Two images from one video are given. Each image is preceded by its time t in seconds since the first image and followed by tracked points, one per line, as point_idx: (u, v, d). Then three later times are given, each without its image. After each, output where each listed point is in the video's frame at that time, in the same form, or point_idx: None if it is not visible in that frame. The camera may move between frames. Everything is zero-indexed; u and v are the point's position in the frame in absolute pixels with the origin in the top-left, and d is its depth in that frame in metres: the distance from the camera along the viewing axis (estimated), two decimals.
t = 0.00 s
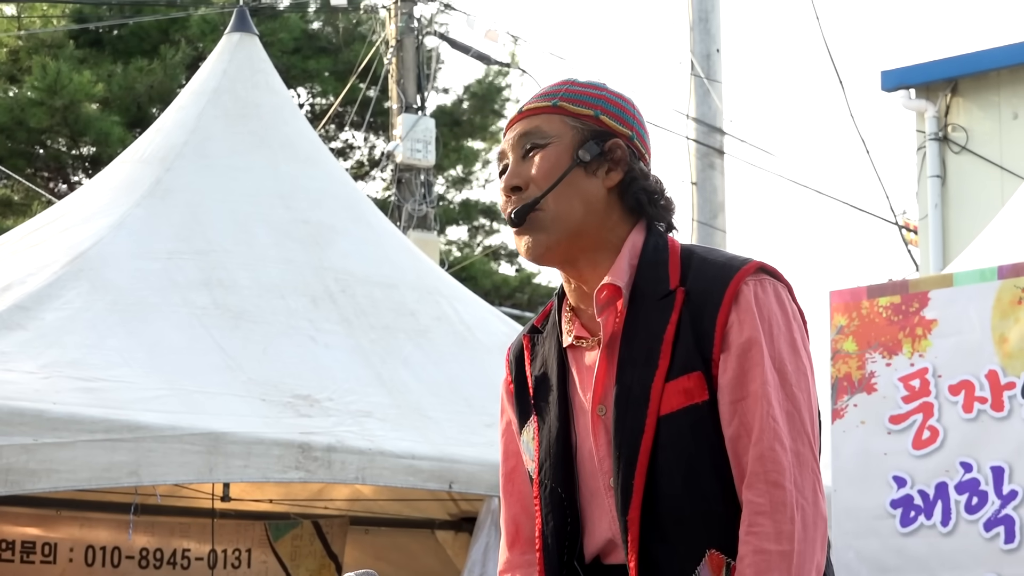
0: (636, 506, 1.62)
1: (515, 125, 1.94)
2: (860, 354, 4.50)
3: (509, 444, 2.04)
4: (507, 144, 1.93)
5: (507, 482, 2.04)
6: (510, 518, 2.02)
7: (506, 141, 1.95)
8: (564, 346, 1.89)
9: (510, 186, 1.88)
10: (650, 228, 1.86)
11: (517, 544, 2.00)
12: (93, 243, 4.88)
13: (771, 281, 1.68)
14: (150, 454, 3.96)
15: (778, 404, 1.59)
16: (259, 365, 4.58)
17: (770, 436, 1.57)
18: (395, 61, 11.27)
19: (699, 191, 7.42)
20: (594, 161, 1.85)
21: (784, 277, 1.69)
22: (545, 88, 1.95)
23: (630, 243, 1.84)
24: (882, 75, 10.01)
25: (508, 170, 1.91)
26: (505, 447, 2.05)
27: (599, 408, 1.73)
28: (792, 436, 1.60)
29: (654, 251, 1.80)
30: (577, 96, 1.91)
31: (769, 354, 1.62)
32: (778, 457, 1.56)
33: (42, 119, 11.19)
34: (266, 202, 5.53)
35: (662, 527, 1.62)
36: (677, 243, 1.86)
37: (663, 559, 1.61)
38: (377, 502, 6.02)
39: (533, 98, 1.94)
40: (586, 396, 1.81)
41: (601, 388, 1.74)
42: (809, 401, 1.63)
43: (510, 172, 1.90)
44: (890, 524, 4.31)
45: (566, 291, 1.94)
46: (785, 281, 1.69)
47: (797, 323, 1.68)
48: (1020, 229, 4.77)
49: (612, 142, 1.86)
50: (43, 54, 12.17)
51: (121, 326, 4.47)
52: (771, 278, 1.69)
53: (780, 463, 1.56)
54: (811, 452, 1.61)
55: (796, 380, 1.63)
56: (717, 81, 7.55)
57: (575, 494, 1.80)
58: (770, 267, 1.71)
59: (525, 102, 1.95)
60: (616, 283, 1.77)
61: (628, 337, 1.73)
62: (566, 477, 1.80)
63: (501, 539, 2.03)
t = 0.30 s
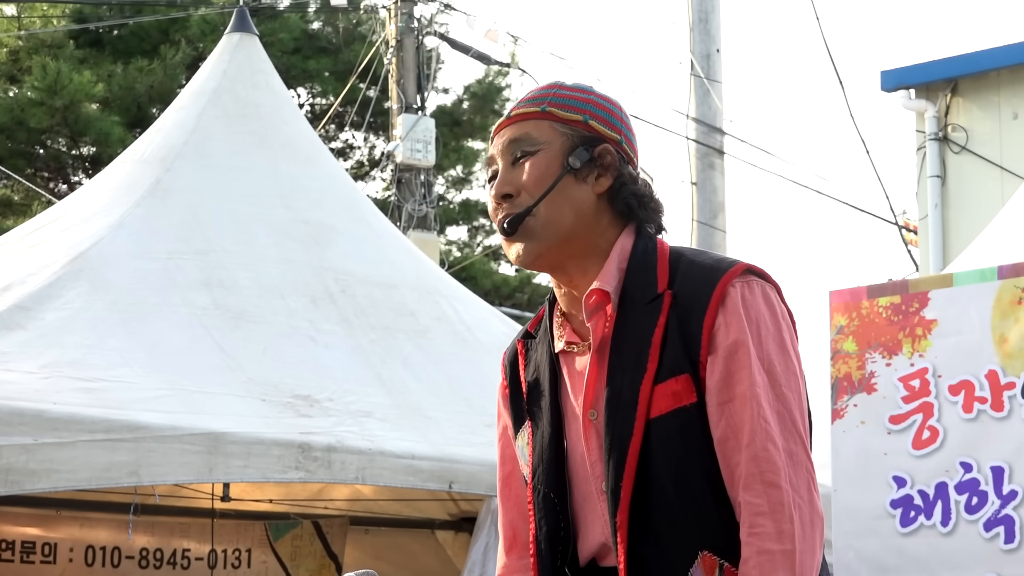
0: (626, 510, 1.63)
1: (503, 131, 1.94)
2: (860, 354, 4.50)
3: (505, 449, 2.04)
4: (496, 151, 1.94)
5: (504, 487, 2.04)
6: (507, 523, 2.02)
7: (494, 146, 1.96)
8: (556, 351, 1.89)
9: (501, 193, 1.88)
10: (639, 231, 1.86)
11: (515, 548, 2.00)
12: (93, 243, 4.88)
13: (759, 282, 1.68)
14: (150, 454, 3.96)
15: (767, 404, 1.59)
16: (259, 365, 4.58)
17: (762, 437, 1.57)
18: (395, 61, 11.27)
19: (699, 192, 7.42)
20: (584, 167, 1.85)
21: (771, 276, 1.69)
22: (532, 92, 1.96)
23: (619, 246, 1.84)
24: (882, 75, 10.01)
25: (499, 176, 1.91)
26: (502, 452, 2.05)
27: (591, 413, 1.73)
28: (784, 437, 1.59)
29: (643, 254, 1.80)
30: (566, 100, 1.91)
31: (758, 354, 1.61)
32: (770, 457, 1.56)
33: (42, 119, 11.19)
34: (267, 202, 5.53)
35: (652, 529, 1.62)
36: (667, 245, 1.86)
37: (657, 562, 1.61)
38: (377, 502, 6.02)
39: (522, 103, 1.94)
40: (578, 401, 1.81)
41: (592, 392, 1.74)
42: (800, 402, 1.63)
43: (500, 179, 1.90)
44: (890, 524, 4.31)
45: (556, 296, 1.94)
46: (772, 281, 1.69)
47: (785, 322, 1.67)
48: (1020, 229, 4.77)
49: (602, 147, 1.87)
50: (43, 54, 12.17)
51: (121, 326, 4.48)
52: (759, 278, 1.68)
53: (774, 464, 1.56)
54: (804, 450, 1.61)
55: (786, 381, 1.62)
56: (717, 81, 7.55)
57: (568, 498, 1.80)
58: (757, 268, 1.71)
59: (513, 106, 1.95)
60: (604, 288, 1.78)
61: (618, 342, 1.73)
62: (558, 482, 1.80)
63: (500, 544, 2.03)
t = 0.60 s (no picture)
0: (623, 513, 1.63)
1: (491, 141, 1.91)
2: (860, 354, 4.50)
3: (502, 453, 2.05)
4: (485, 161, 1.91)
5: (501, 491, 2.04)
6: (505, 527, 2.02)
7: (483, 155, 1.93)
8: (552, 355, 1.89)
9: (498, 206, 1.87)
10: (632, 233, 1.87)
11: (513, 552, 1.99)
12: (92, 243, 4.88)
13: (752, 284, 1.68)
14: (150, 454, 3.96)
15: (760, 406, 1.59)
16: (259, 365, 4.58)
17: (755, 438, 1.57)
18: (395, 61, 11.27)
19: (699, 192, 7.42)
20: (578, 174, 1.84)
21: (765, 279, 1.69)
22: (516, 99, 1.92)
23: (612, 249, 1.84)
24: (882, 75, 10.01)
25: (493, 188, 1.89)
26: (499, 457, 2.06)
27: (587, 416, 1.73)
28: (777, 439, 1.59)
29: (636, 256, 1.80)
30: (552, 106, 1.89)
31: (751, 356, 1.61)
32: (763, 458, 1.56)
33: (41, 119, 11.19)
34: (266, 202, 5.53)
35: (649, 531, 1.62)
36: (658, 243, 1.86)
37: (653, 564, 1.61)
38: (377, 502, 6.02)
39: (508, 111, 1.91)
40: (573, 404, 1.81)
41: (588, 396, 1.74)
42: (794, 403, 1.63)
43: (494, 191, 1.88)
44: (890, 524, 4.31)
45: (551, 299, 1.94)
46: (766, 283, 1.69)
47: (779, 324, 1.67)
48: (1020, 229, 4.77)
49: (594, 151, 1.86)
50: (43, 53, 12.17)
51: (121, 326, 4.48)
52: (752, 280, 1.68)
53: (767, 465, 1.56)
54: (797, 452, 1.61)
55: (779, 382, 1.62)
56: (717, 81, 7.56)
57: (565, 501, 1.80)
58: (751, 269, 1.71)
59: (499, 115, 1.92)
60: (598, 291, 1.77)
61: (614, 345, 1.73)
62: (555, 485, 1.80)
63: (497, 549, 2.02)
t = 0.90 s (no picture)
0: (623, 509, 1.64)
1: (498, 138, 1.90)
2: (860, 354, 4.50)
3: (498, 450, 2.06)
4: (493, 158, 1.90)
5: (496, 488, 2.04)
6: (500, 523, 2.02)
7: (490, 151, 1.92)
8: (551, 352, 1.89)
9: (504, 204, 1.86)
10: (634, 233, 1.87)
11: (508, 548, 1.99)
12: (92, 243, 4.88)
13: (752, 282, 1.68)
14: (150, 454, 3.96)
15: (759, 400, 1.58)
16: (259, 365, 4.58)
17: (753, 426, 1.56)
18: (395, 61, 11.27)
19: (699, 192, 7.42)
20: (586, 175, 1.84)
21: (765, 277, 1.69)
22: (524, 96, 1.91)
23: (615, 248, 1.84)
24: (881, 75, 10.01)
25: (499, 186, 1.89)
26: (494, 454, 2.06)
27: (587, 413, 1.73)
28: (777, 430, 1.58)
29: (637, 255, 1.80)
30: (561, 106, 1.88)
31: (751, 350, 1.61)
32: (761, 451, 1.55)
33: (41, 119, 11.19)
34: (266, 202, 5.53)
35: (650, 527, 1.63)
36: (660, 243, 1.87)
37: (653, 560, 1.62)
38: (377, 502, 6.02)
39: (517, 108, 1.90)
40: (574, 401, 1.81)
41: (588, 393, 1.74)
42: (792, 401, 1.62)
43: (502, 188, 1.87)
44: (890, 524, 4.31)
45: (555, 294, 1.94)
46: (765, 281, 1.69)
47: (775, 323, 1.67)
48: (1020, 229, 4.77)
49: (601, 153, 1.86)
50: (43, 53, 12.17)
51: (121, 326, 4.48)
52: (752, 278, 1.69)
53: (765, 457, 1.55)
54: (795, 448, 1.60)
55: (779, 378, 1.62)
56: (717, 81, 7.56)
57: (563, 498, 1.80)
58: (750, 267, 1.71)
59: (507, 112, 1.91)
60: (600, 289, 1.78)
61: (614, 341, 1.73)
62: (554, 483, 1.80)
63: (492, 544, 2.03)
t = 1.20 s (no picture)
0: (621, 509, 1.63)
1: (506, 129, 1.92)
2: (860, 354, 4.50)
3: (501, 450, 2.06)
4: (499, 146, 1.92)
5: (500, 489, 2.04)
6: (503, 523, 2.00)
7: (497, 141, 1.94)
8: (553, 352, 1.89)
9: (504, 191, 1.87)
10: (636, 234, 1.86)
11: (511, 549, 1.99)
12: (92, 243, 4.88)
13: (752, 282, 1.68)
14: (150, 454, 3.96)
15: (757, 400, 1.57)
16: (259, 365, 4.57)
17: (749, 424, 1.55)
18: (395, 61, 11.26)
19: (699, 192, 7.41)
20: (588, 172, 1.85)
21: (765, 278, 1.69)
22: (540, 92, 1.93)
23: (614, 248, 1.84)
24: (881, 75, 10.01)
25: (502, 174, 1.90)
26: (498, 453, 2.07)
27: (587, 413, 1.73)
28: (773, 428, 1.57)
29: (637, 255, 1.80)
30: (573, 103, 1.89)
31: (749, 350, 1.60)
32: (757, 450, 1.54)
33: (41, 119, 11.20)
34: (266, 202, 5.53)
35: (649, 525, 1.63)
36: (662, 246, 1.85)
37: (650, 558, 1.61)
38: (377, 502, 6.01)
39: (528, 101, 1.92)
40: (574, 401, 1.81)
41: (588, 392, 1.74)
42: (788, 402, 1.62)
43: (503, 176, 1.89)
44: (890, 524, 4.31)
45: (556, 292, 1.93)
46: (765, 282, 1.69)
47: (773, 323, 1.67)
48: (1020, 229, 4.77)
49: (606, 152, 1.86)
50: (42, 53, 12.17)
51: (121, 326, 4.47)
52: (752, 279, 1.68)
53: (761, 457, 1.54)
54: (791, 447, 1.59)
55: (776, 379, 1.61)
56: (717, 81, 7.56)
57: (564, 498, 1.80)
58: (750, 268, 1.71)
59: (519, 104, 1.93)
60: (598, 288, 1.78)
61: (613, 341, 1.73)
62: (555, 483, 1.80)
63: (494, 545, 2.02)
